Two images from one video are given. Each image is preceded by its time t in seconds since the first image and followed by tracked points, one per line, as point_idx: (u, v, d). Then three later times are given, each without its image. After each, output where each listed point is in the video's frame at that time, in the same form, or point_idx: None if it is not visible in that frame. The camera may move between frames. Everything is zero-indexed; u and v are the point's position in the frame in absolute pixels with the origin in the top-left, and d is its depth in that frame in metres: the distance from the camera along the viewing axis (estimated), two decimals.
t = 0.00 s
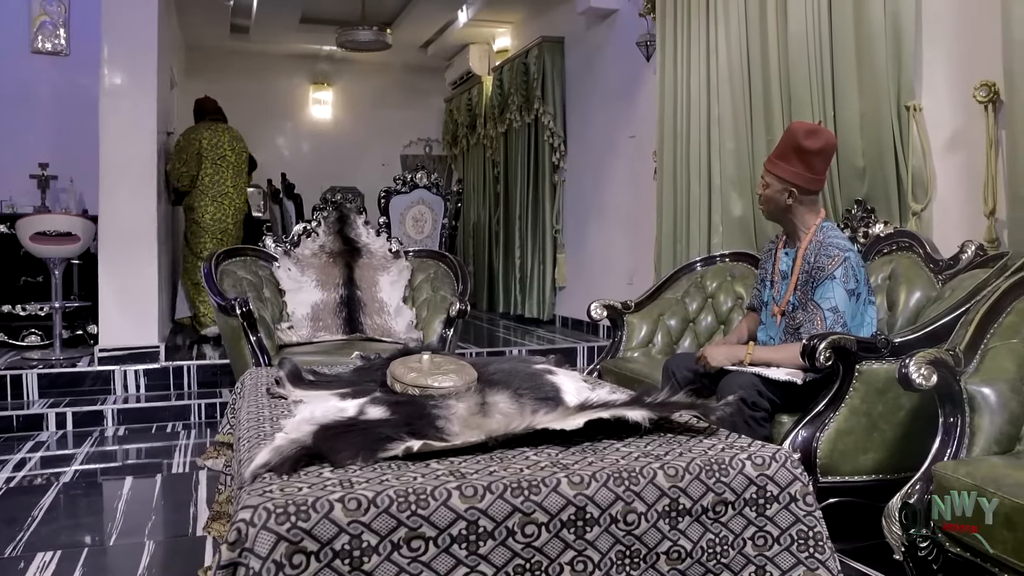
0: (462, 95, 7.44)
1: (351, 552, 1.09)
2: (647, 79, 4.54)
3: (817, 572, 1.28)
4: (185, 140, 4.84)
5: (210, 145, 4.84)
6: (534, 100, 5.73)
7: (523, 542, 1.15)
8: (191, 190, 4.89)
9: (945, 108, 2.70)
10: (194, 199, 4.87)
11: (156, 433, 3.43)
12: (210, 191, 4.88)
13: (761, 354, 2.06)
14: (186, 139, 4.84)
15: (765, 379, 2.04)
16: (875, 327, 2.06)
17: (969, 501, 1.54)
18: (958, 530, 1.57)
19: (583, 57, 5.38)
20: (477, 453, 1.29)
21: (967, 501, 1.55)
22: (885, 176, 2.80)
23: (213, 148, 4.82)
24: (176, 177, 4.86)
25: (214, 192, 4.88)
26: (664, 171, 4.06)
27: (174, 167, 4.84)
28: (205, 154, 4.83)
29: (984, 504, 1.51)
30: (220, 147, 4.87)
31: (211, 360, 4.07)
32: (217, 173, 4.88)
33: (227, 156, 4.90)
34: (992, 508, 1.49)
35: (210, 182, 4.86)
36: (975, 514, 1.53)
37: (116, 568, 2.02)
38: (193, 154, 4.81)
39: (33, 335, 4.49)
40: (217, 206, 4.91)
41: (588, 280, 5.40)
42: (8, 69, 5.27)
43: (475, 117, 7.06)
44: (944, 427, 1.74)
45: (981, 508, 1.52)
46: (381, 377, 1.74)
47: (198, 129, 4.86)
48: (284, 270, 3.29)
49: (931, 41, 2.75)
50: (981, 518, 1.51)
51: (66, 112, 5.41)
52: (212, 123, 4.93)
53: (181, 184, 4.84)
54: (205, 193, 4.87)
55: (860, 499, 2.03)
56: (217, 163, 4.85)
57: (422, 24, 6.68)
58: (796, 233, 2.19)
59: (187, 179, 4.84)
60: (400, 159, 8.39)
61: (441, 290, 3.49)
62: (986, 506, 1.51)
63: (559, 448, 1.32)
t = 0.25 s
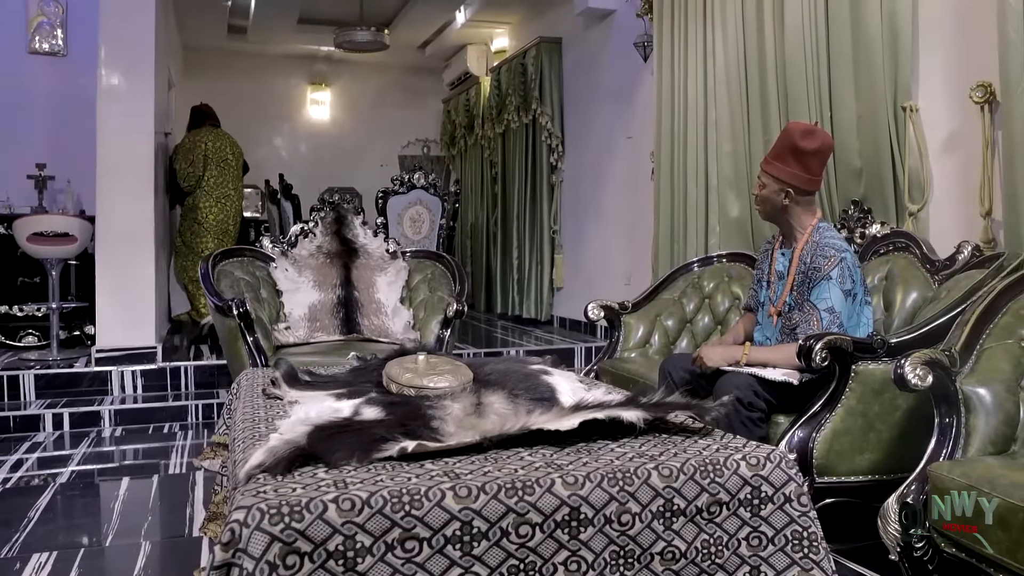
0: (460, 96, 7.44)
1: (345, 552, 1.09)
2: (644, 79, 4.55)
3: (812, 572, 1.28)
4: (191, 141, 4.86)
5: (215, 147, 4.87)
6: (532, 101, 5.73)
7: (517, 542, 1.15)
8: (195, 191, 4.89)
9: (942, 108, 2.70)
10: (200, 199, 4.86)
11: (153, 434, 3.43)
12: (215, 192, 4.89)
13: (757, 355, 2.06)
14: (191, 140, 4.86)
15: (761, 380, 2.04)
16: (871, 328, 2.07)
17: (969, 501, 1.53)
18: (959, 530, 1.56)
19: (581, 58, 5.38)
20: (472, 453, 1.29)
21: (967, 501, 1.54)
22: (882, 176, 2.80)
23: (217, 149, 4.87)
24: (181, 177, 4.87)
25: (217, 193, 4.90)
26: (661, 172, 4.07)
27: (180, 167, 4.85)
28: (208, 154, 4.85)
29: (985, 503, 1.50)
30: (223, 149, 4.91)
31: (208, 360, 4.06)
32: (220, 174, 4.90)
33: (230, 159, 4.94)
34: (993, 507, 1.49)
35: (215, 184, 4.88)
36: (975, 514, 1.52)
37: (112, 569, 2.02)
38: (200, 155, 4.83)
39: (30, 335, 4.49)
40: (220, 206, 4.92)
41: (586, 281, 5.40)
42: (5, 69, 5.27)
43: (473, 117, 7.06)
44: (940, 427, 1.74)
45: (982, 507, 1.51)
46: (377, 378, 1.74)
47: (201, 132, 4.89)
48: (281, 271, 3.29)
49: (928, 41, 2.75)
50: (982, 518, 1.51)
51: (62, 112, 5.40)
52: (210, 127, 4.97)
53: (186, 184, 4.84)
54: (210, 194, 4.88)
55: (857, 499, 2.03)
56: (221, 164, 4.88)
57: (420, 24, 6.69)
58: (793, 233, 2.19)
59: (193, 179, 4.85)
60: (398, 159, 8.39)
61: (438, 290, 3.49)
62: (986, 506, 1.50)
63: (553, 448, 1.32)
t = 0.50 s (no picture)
0: (456, 96, 7.45)
1: (338, 553, 1.09)
2: (640, 80, 4.55)
3: (805, 572, 1.28)
4: (185, 141, 4.86)
5: (208, 146, 4.85)
6: (529, 102, 5.73)
7: (509, 543, 1.15)
8: (190, 191, 4.90)
9: (937, 109, 2.71)
10: (195, 199, 4.86)
11: (148, 435, 3.43)
12: (209, 191, 4.88)
13: (752, 355, 2.06)
14: (184, 140, 4.87)
15: (756, 380, 2.04)
16: (866, 328, 2.07)
17: (969, 501, 1.52)
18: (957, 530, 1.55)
19: (577, 59, 5.39)
20: (465, 454, 1.29)
21: (967, 501, 1.53)
22: (877, 177, 2.81)
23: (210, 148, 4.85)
24: (175, 177, 4.88)
25: (211, 192, 4.88)
26: (657, 172, 4.07)
27: (174, 168, 4.86)
28: (202, 154, 4.85)
29: (985, 503, 1.49)
30: (216, 148, 4.89)
31: (204, 361, 4.06)
32: (214, 174, 4.89)
33: (223, 157, 4.91)
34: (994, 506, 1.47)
35: (209, 183, 4.87)
36: (975, 513, 1.51)
37: (105, 570, 2.01)
38: (192, 155, 4.84)
39: (25, 336, 4.48)
40: (215, 206, 4.91)
41: (582, 282, 5.41)
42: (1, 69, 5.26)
43: (469, 118, 7.06)
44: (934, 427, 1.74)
45: (982, 507, 1.50)
46: (371, 379, 1.74)
47: (195, 131, 4.88)
48: (277, 271, 3.29)
49: (922, 41, 2.76)
50: (981, 517, 1.49)
51: (58, 112, 5.40)
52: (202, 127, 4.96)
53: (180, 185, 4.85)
54: (204, 194, 4.87)
55: (851, 499, 2.03)
56: (214, 163, 4.85)
57: (416, 25, 6.69)
58: (787, 234, 2.20)
59: (186, 179, 4.86)
60: (395, 160, 8.39)
61: (434, 291, 3.49)
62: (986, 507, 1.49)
63: (547, 449, 1.32)
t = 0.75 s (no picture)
0: (449, 97, 7.44)
1: (325, 554, 1.08)
2: (632, 80, 4.56)
3: (793, 572, 1.28)
4: (171, 142, 4.88)
5: (193, 145, 4.85)
6: (521, 103, 5.73)
7: (498, 544, 1.15)
8: (176, 191, 4.90)
9: (926, 110, 2.72)
10: (181, 200, 4.86)
11: (139, 436, 3.42)
12: (194, 192, 4.86)
13: (742, 355, 2.07)
14: (170, 141, 4.89)
15: (746, 381, 2.05)
16: (855, 329, 2.08)
17: (970, 501, 1.50)
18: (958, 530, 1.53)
19: (569, 59, 5.39)
20: (454, 455, 1.29)
21: (967, 501, 1.51)
22: (867, 178, 2.82)
23: (195, 148, 4.84)
24: (161, 179, 4.88)
25: (198, 191, 4.86)
26: (649, 172, 4.08)
27: (160, 168, 4.87)
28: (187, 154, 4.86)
29: (985, 503, 1.47)
30: (203, 148, 4.87)
31: (195, 362, 4.04)
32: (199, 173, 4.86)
33: (210, 157, 4.89)
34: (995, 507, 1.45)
35: (194, 184, 4.85)
36: (975, 514, 1.49)
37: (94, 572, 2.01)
38: (176, 155, 4.84)
39: (15, 337, 4.46)
40: (202, 206, 4.89)
41: (574, 283, 5.41)
42: None
43: (462, 118, 7.06)
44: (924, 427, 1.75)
45: (982, 507, 1.48)
46: (361, 380, 1.73)
47: (181, 132, 4.90)
48: (268, 272, 3.28)
49: (912, 42, 2.77)
50: (981, 518, 1.47)
51: (49, 112, 5.38)
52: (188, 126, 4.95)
53: (167, 186, 4.86)
54: (190, 194, 4.86)
55: (842, 500, 2.03)
56: (200, 164, 4.84)
57: (409, 26, 6.69)
58: (777, 235, 2.20)
59: (172, 180, 4.86)
60: (388, 161, 8.38)
61: (426, 291, 3.49)
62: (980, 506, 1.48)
63: (536, 449, 1.32)
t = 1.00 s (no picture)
0: (439, 97, 7.44)
1: (311, 556, 1.08)
2: (622, 81, 4.57)
3: (780, 572, 1.27)
4: (159, 143, 4.84)
5: (182, 146, 4.83)
6: (511, 103, 5.74)
7: (484, 545, 1.15)
8: (163, 193, 4.88)
9: (914, 111, 2.73)
10: (166, 202, 4.86)
11: (126, 438, 3.40)
12: (180, 194, 4.85)
13: (731, 356, 2.07)
14: (159, 142, 4.84)
15: (735, 381, 2.06)
16: (843, 328, 2.09)
17: (969, 500, 1.49)
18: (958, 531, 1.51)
19: (559, 60, 5.40)
20: (441, 455, 1.29)
21: (966, 501, 1.49)
22: (855, 179, 2.83)
23: (184, 150, 4.81)
24: (148, 180, 4.84)
25: (186, 194, 4.86)
26: (639, 173, 4.08)
27: (148, 170, 4.83)
28: (176, 155, 4.82)
29: (984, 503, 1.46)
30: (192, 149, 4.86)
31: (184, 363, 4.00)
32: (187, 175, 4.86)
33: (199, 158, 4.87)
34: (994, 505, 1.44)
35: (181, 185, 4.84)
36: (975, 514, 1.47)
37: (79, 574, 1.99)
38: (164, 157, 4.81)
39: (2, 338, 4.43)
40: (188, 208, 4.88)
41: (564, 284, 5.42)
42: None
43: (452, 119, 7.06)
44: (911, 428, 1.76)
45: (981, 507, 1.46)
46: (349, 381, 1.73)
47: (170, 132, 4.86)
48: (256, 272, 3.27)
49: (900, 43, 2.78)
50: (981, 518, 1.45)
51: (36, 111, 5.35)
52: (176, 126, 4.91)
53: (153, 187, 4.83)
54: (177, 196, 4.85)
55: (829, 500, 2.04)
56: (188, 166, 4.83)
57: (398, 26, 6.69)
58: (765, 236, 2.21)
59: (159, 182, 4.83)
60: (378, 161, 8.37)
61: (416, 292, 3.49)
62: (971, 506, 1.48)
63: (522, 449, 1.32)
